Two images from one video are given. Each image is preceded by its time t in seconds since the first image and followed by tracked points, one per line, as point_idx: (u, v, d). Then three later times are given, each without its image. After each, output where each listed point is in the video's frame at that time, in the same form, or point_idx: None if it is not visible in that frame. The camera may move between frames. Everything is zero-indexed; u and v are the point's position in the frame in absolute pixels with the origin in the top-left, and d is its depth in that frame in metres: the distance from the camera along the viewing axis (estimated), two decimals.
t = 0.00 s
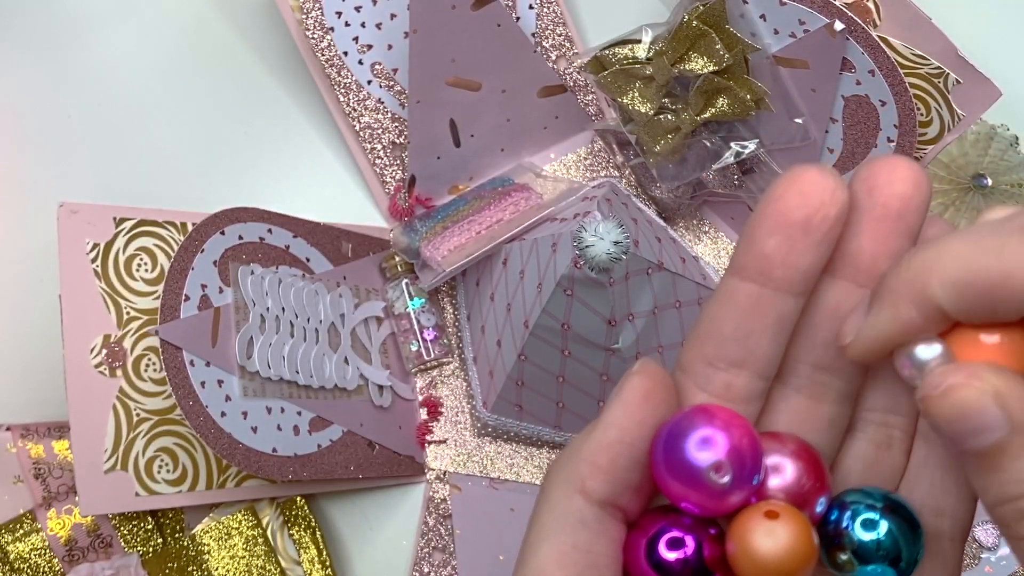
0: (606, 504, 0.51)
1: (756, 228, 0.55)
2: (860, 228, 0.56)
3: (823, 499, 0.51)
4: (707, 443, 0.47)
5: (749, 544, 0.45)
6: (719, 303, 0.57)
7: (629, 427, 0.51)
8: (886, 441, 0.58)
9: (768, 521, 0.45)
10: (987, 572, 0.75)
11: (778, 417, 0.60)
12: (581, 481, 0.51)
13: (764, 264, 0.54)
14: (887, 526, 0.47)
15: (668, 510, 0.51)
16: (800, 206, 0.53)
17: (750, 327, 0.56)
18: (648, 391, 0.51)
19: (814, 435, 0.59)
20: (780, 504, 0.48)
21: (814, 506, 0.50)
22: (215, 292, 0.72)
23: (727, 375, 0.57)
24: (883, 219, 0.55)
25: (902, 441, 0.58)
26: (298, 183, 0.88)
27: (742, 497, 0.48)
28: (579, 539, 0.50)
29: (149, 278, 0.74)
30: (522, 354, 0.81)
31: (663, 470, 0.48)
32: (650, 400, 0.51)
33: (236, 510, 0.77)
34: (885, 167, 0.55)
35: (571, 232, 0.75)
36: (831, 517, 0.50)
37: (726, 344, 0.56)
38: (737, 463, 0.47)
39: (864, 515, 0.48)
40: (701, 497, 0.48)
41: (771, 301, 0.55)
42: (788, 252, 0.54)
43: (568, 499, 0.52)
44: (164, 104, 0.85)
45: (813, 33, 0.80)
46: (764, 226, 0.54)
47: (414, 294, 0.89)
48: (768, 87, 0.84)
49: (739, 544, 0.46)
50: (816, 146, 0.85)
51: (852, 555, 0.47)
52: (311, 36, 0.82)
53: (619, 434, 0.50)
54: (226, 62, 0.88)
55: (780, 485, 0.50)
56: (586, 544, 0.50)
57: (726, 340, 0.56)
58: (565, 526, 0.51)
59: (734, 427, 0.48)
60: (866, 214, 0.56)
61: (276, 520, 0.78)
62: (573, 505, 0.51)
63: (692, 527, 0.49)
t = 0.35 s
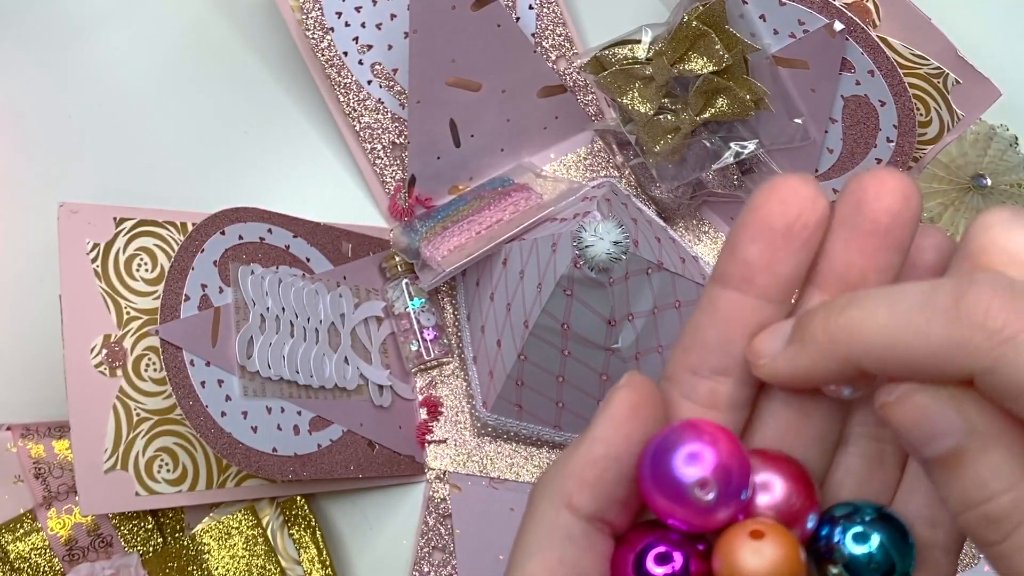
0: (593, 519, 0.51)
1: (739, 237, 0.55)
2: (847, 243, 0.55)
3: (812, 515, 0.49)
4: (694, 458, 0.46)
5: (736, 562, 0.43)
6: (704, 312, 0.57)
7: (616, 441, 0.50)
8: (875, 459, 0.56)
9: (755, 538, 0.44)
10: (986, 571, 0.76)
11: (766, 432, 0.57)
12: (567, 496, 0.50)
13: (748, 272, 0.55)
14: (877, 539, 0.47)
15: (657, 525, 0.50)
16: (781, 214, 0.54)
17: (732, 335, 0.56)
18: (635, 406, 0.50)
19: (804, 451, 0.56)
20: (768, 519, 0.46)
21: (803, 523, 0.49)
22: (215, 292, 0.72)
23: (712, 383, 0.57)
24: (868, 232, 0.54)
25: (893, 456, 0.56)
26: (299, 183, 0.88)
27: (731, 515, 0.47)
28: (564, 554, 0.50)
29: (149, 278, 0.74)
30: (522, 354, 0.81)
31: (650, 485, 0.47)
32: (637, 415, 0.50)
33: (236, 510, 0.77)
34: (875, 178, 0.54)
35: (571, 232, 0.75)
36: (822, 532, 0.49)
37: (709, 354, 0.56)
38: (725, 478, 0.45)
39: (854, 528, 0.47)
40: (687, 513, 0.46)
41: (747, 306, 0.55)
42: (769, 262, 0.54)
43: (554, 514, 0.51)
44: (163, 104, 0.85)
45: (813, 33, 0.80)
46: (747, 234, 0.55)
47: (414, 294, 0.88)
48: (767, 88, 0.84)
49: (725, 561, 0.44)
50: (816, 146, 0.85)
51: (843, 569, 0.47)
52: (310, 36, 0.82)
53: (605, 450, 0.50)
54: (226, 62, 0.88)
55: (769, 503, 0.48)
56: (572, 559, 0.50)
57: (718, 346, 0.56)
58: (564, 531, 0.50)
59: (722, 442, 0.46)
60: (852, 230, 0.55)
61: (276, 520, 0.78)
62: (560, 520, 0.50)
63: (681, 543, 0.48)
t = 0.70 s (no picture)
0: (552, 534, 0.50)
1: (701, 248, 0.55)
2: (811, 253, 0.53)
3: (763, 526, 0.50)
4: (653, 468, 0.45)
5: None
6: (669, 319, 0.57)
7: (574, 455, 0.49)
8: (842, 476, 0.56)
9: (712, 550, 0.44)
10: (986, 571, 0.76)
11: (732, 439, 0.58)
12: (526, 512, 0.50)
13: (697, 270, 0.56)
14: (835, 555, 0.46)
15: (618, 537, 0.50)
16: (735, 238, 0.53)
17: (700, 341, 0.56)
18: (592, 418, 0.50)
19: (769, 461, 0.57)
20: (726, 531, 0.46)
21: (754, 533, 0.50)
22: (215, 292, 0.72)
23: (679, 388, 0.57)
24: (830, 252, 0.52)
25: (861, 476, 0.55)
26: (298, 182, 0.88)
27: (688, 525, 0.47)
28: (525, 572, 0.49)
29: (149, 278, 0.74)
30: (522, 354, 0.81)
31: (608, 496, 0.46)
32: (593, 426, 0.50)
33: (236, 510, 0.77)
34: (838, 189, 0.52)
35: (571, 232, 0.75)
36: (778, 546, 0.48)
37: (674, 358, 0.57)
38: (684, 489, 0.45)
39: (812, 544, 0.47)
40: (648, 524, 0.46)
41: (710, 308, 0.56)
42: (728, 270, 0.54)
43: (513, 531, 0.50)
44: (164, 105, 0.85)
45: (813, 33, 0.80)
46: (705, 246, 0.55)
47: (414, 294, 0.88)
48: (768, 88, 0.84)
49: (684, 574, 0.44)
50: (816, 146, 0.85)
51: None
52: (310, 36, 0.82)
53: (564, 464, 0.49)
54: (226, 61, 0.88)
55: (724, 515, 0.49)
56: None
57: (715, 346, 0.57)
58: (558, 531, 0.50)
59: (679, 453, 0.46)
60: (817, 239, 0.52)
61: (276, 520, 0.78)
62: (519, 537, 0.50)
63: (643, 553, 0.48)
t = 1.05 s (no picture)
0: (480, 521, 0.51)
1: (625, 219, 0.59)
2: (732, 219, 0.58)
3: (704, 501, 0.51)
4: (573, 446, 0.49)
5: (621, 552, 0.46)
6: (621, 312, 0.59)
7: (495, 438, 0.51)
8: (783, 443, 0.59)
9: (636, 524, 0.47)
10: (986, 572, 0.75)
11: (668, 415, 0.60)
12: (452, 501, 0.50)
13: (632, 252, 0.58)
14: (774, 526, 0.48)
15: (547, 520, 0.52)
16: (660, 197, 0.58)
17: (624, 319, 0.58)
18: (511, 401, 0.52)
19: (715, 441, 0.59)
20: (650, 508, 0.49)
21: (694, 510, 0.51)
22: (216, 292, 0.72)
23: (607, 368, 0.58)
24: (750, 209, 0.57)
25: (800, 443, 0.59)
26: (299, 183, 0.88)
27: (610, 499, 0.50)
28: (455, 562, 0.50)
29: (149, 278, 0.74)
30: (522, 354, 0.81)
31: (533, 480, 0.49)
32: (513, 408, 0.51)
33: (236, 510, 0.76)
34: (752, 160, 0.57)
35: (571, 232, 0.76)
36: (716, 519, 0.50)
37: (603, 338, 0.58)
38: (601, 465, 0.48)
39: (751, 515, 0.49)
40: (570, 501, 0.49)
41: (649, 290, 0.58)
42: (655, 239, 0.58)
43: (443, 521, 0.51)
44: (163, 105, 0.85)
45: (813, 33, 0.80)
46: (631, 217, 0.58)
47: (414, 294, 0.88)
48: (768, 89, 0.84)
49: (612, 550, 0.47)
50: (816, 146, 0.84)
51: (738, 557, 0.48)
52: (311, 36, 0.82)
53: (484, 448, 0.50)
54: (226, 62, 0.87)
55: (659, 492, 0.50)
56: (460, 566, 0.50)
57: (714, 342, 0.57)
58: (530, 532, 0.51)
59: (600, 432, 0.50)
60: (734, 204, 0.58)
61: (276, 520, 0.78)
62: (447, 526, 0.50)
63: (570, 534, 0.51)
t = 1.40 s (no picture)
0: (498, 509, 0.53)
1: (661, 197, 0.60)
2: (766, 187, 0.61)
3: (731, 488, 0.53)
4: (600, 426, 0.49)
5: (638, 533, 0.47)
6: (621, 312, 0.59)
7: (519, 426, 0.53)
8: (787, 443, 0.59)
9: (653, 507, 0.48)
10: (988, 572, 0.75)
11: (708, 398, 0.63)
12: (471, 487, 0.53)
13: (666, 229, 0.60)
14: (804, 516, 0.50)
15: (566, 506, 0.52)
16: (701, 169, 0.59)
17: (656, 298, 0.60)
18: (539, 387, 0.54)
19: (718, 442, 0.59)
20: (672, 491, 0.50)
21: (719, 496, 0.53)
22: (214, 292, 0.72)
23: (636, 349, 0.60)
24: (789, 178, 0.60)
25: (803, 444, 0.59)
26: (299, 183, 0.88)
27: (634, 482, 0.50)
28: (469, 547, 0.53)
29: (147, 278, 0.74)
30: (522, 354, 0.80)
31: (555, 459, 0.50)
32: (541, 395, 0.53)
33: (236, 510, 0.76)
34: (791, 126, 0.60)
35: (572, 232, 0.75)
36: (744, 506, 0.53)
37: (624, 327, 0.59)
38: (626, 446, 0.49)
39: (778, 505, 0.51)
40: (594, 484, 0.49)
41: (681, 270, 0.60)
42: (690, 217, 0.59)
43: (462, 505, 0.54)
44: (162, 104, 0.84)
45: (813, 33, 0.80)
46: (666, 192, 0.60)
47: (414, 294, 0.88)
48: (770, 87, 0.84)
49: (628, 530, 0.48)
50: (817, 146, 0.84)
51: (764, 546, 0.51)
52: (310, 35, 0.82)
53: (507, 436, 0.53)
54: (226, 60, 0.87)
55: (686, 475, 0.52)
56: (477, 552, 0.53)
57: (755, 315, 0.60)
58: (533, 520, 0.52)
59: (625, 412, 0.50)
60: (768, 172, 0.61)
61: (275, 521, 0.78)
62: (467, 511, 0.53)
63: (590, 522, 0.51)
